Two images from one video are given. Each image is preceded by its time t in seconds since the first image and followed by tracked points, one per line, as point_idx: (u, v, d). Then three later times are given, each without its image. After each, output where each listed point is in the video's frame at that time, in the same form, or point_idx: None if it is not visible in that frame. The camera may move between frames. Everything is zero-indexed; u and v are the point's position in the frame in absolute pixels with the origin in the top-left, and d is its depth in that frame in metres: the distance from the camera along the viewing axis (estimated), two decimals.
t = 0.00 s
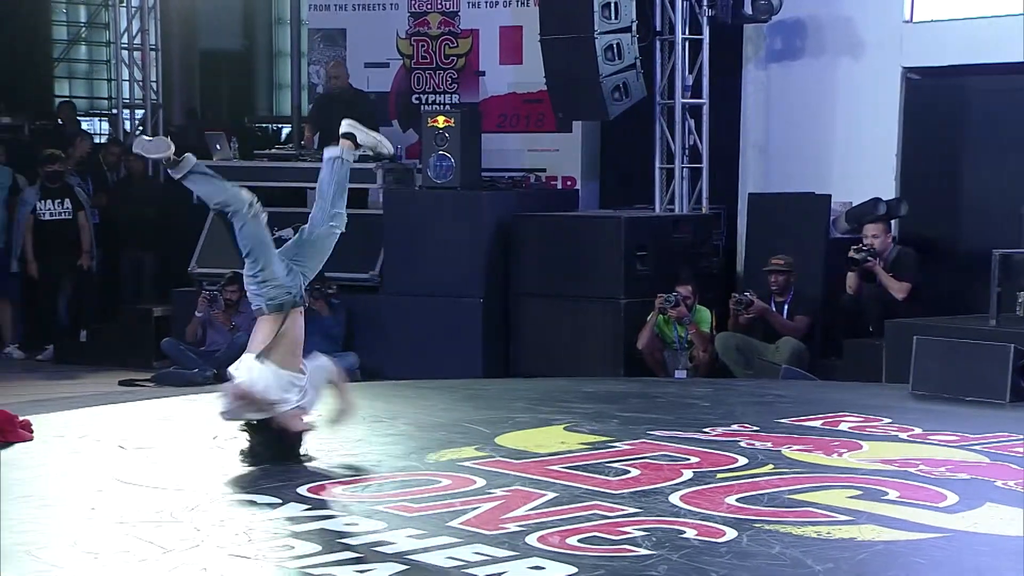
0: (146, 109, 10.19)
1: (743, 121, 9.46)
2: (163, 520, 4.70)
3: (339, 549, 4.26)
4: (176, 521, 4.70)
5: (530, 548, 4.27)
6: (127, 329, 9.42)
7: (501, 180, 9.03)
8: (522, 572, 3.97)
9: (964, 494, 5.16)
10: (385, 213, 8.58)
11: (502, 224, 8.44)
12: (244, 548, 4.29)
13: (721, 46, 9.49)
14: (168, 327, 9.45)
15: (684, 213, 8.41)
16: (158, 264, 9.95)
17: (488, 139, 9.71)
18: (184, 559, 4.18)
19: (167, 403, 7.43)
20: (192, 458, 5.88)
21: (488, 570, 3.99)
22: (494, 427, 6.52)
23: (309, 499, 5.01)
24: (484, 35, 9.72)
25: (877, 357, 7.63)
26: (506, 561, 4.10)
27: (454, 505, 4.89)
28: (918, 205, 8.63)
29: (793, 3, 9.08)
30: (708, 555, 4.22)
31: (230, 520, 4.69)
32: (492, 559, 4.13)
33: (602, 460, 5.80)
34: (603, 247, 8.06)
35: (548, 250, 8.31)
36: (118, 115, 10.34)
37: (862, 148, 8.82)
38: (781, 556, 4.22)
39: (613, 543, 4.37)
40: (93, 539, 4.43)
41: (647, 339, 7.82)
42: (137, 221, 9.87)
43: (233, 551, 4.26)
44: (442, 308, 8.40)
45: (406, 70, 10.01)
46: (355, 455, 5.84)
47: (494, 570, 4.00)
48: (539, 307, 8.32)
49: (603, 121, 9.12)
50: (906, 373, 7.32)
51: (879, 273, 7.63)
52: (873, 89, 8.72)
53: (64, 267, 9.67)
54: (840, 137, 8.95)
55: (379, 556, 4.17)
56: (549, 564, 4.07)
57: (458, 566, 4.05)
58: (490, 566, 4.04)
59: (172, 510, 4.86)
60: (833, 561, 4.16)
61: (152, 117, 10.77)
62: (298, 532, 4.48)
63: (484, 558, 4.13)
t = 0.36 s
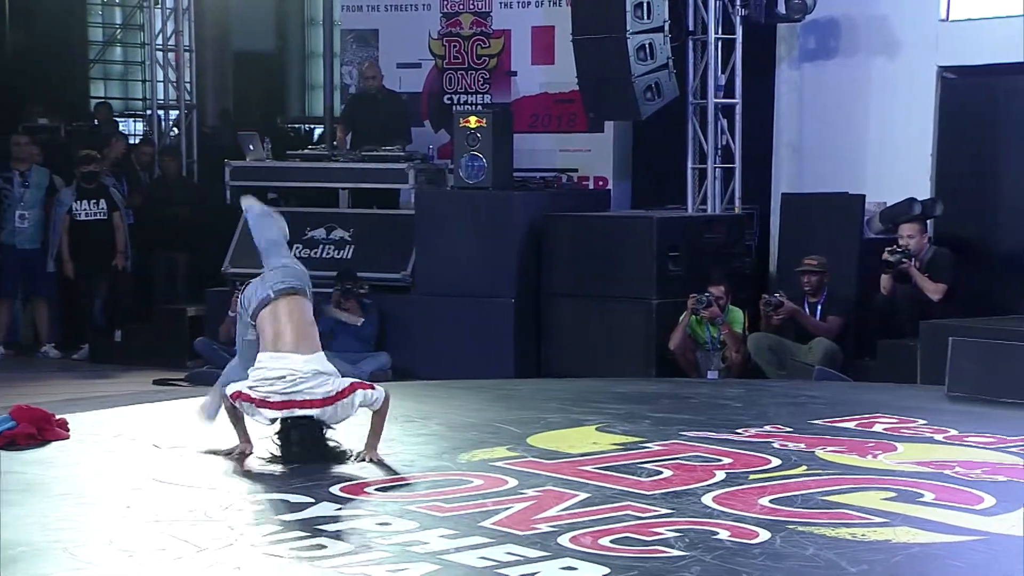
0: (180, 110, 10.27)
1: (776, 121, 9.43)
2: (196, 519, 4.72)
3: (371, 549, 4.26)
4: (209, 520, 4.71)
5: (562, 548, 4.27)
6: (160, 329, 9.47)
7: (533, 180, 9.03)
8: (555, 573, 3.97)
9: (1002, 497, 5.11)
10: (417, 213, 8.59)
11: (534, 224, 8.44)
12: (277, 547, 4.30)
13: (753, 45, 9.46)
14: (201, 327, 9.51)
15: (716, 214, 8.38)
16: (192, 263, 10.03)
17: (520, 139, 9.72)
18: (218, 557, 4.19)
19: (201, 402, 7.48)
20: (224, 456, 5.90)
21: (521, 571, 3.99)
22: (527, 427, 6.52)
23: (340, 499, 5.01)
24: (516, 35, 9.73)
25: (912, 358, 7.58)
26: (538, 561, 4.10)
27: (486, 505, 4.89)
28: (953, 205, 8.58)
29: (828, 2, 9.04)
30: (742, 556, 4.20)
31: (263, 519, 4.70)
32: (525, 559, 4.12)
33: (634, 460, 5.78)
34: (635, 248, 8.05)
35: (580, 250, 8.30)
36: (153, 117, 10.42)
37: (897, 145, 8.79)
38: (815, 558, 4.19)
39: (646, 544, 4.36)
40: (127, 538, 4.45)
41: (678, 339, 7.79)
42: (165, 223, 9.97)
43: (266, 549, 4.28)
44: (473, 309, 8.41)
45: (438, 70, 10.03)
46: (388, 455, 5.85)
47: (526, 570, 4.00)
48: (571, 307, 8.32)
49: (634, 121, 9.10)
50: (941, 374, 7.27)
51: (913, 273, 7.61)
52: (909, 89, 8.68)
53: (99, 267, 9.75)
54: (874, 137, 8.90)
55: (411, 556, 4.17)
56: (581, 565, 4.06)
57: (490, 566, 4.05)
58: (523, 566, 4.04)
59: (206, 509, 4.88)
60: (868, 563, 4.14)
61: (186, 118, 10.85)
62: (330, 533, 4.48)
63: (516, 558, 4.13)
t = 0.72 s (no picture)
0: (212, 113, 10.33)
1: (808, 122, 9.39)
2: (227, 520, 4.73)
3: (401, 551, 4.26)
4: (240, 520, 4.73)
5: (593, 551, 4.26)
6: (192, 330, 9.52)
7: (563, 182, 9.03)
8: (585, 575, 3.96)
9: None
10: (447, 215, 8.60)
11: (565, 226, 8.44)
12: (308, 548, 4.31)
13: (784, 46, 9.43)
14: (232, 329, 9.55)
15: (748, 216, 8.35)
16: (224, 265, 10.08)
17: (551, 141, 9.72)
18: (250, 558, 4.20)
19: (232, 403, 7.51)
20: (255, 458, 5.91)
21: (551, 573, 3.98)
22: (557, 429, 6.51)
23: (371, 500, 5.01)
24: (547, 37, 9.72)
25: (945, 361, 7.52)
26: (569, 564, 4.09)
27: (517, 507, 4.88)
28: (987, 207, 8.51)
29: (861, 3, 9.00)
30: (773, 559, 4.18)
31: (294, 521, 4.71)
32: (555, 561, 4.12)
33: (665, 463, 5.77)
34: (666, 250, 8.03)
35: (611, 253, 8.29)
36: (187, 119, 10.49)
37: (931, 146, 8.74)
38: (848, 561, 4.17)
39: (677, 547, 4.34)
40: (159, 538, 4.47)
41: (710, 341, 7.76)
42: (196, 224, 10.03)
43: (298, 550, 4.28)
44: (503, 311, 8.41)
45: (468, 72, 10.04)
46: (420, 457, 5.86)
47: (557, 573, 3.99)
48: (601, 309, 8.32)
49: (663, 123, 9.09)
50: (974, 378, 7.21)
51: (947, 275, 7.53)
52: (944, 90, 8.63)
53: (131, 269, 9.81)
54: (907, 138, 8.86)
55: (441, 558, 4.17)
56: (612, 567, 4.05)
57: (521, 568, 4.05)
58: (553, 568, 4.03)
59: (237, 510, 4.89)
60: (901, 568, 4.11)
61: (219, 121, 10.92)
62: (360, 534, 4.49)
63: (547, 561, 4.12)
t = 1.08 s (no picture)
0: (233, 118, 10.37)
1: (829, 127, 9.37)
2: (249, 524, 4.74)
3: (422, 556, 4.26)
4: (262, 525, 4.73)
5: (614, 556, 4.24)
6: (212, 335, 9.55)
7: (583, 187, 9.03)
8: None
9: None
10: (468, 221, 8.62)
11: (585, 232, 8.45)
12: (329, 553, 4.30)
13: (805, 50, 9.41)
14: (253, 334, 9.58)
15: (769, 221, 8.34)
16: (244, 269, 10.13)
17: (571, 146, 9.72)
18: (271, 562, 4.20)
19: (253, 408, 7.54)
20: (276, 462, 5.93)
21: None
22: (578, 435, 6.50)
23: (391, 505, 5.01)
24: (567, 43, 9.72)
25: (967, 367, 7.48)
26: (590, 570, 4.07)
27: (538, 512, 4.87)
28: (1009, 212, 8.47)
29: (882, 8, 8.98)
30: (795, 566, 4.16)
31: (315, 525, 4.71)
32: (576, 567, 4.11)
33: (685, 468, 5.75)
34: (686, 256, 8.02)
35: (631, 258, 8.28)
36: (209, 125, 10.55)
37: (952, 151, 8.72)
38: (871, 568, 4.14)
39: (698, 552, 4.33)
40: (181, 542, 4.48)
41: (730, 347, 7.74)
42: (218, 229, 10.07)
43: (319, 555, 4.28)
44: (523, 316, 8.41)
45: (488, 77, 10.06)
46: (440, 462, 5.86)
47: None
48: (622, 315, 8.31)
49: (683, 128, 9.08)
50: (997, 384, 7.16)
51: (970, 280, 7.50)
52: (966, 95, 8.61)
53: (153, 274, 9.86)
54: (929, 143, 8.84)
55: (461, 563, 4.16)
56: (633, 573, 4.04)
57: (542, 574, 4.03)
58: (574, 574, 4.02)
59: (258, 514, 4.90)
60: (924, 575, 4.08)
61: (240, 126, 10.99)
62: (381, 539, 4.48)
63: (568, 566, 4.11)
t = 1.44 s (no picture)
0: (231, 126, 10.38)
1: (826, 135, 9.38)
2: (246, 532, 4.73)
3: (420, 563, 4.25)
4: (260, 532, 4.73)
5: (612, 564, 4.24)
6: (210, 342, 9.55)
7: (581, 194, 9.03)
8: None
9: None
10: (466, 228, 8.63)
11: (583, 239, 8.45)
12: (327, 561, 4.30)
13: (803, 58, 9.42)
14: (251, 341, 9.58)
15: (766, 229, 8.35)
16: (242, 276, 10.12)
17: (569, 153, 9.73)
18: (269, 570, 4.20)
19: (251, 414, 7.54)
20: (274, 469, 5.92)
21: None
22: (576, 442, 6.50)
23: (390, 513, 5.00)
24: (565, 50, 9.74)
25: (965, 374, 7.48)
26: None
27: (536, 520, 4.87)
28: (1008, 219, 8.47)
29: (880, 16, 8.99)
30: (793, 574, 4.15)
31: (313, 533, 4.70)
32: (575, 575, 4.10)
33: (683, 476, 5.75)
34: (683, 263, 8.02)
35: (630, 265, 8.28)
36: (207, 132, 10.55)
37: (949, 159, 8.74)
38: None
39: (697, 560, 4.32)
40: (179, 549, 4.48)
41: (729, 353, 7.71)
42: (218, 236, 10.07)
43: (316, 563, 4.27)
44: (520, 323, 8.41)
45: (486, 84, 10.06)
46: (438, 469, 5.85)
47: None
48: (620, 322, 8.32)
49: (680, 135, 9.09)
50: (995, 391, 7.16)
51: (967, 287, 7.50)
52: (964, 102, 8.63)
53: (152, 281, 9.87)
54: (927, 150, 8.85)
55: (459, 571, 4.16)
56: None
57: None
58: None
59: (257, 521, 4.89)
60: None
61: (238, 133, 10.99)
62: (379, 547, 4.48)
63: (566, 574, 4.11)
